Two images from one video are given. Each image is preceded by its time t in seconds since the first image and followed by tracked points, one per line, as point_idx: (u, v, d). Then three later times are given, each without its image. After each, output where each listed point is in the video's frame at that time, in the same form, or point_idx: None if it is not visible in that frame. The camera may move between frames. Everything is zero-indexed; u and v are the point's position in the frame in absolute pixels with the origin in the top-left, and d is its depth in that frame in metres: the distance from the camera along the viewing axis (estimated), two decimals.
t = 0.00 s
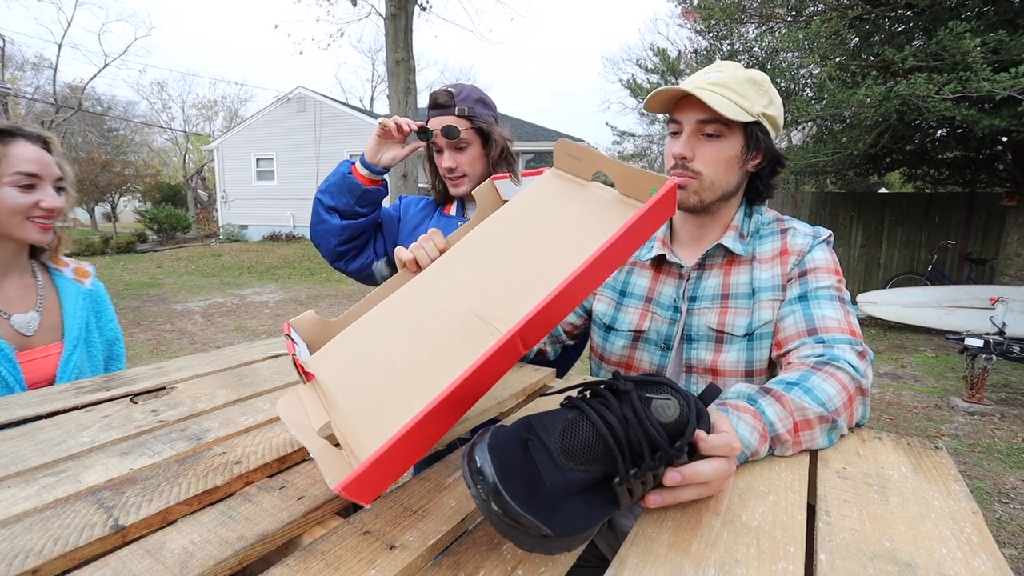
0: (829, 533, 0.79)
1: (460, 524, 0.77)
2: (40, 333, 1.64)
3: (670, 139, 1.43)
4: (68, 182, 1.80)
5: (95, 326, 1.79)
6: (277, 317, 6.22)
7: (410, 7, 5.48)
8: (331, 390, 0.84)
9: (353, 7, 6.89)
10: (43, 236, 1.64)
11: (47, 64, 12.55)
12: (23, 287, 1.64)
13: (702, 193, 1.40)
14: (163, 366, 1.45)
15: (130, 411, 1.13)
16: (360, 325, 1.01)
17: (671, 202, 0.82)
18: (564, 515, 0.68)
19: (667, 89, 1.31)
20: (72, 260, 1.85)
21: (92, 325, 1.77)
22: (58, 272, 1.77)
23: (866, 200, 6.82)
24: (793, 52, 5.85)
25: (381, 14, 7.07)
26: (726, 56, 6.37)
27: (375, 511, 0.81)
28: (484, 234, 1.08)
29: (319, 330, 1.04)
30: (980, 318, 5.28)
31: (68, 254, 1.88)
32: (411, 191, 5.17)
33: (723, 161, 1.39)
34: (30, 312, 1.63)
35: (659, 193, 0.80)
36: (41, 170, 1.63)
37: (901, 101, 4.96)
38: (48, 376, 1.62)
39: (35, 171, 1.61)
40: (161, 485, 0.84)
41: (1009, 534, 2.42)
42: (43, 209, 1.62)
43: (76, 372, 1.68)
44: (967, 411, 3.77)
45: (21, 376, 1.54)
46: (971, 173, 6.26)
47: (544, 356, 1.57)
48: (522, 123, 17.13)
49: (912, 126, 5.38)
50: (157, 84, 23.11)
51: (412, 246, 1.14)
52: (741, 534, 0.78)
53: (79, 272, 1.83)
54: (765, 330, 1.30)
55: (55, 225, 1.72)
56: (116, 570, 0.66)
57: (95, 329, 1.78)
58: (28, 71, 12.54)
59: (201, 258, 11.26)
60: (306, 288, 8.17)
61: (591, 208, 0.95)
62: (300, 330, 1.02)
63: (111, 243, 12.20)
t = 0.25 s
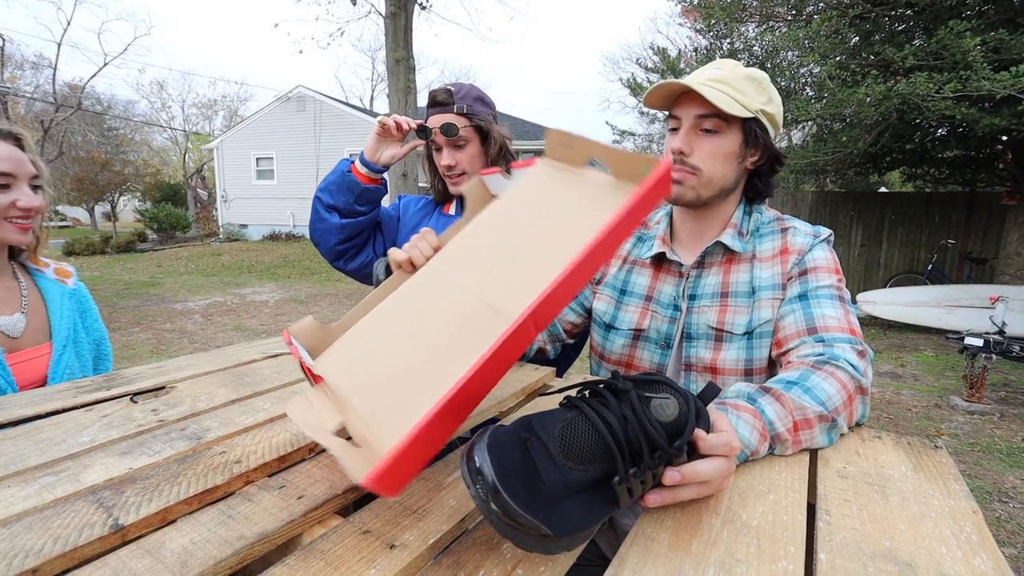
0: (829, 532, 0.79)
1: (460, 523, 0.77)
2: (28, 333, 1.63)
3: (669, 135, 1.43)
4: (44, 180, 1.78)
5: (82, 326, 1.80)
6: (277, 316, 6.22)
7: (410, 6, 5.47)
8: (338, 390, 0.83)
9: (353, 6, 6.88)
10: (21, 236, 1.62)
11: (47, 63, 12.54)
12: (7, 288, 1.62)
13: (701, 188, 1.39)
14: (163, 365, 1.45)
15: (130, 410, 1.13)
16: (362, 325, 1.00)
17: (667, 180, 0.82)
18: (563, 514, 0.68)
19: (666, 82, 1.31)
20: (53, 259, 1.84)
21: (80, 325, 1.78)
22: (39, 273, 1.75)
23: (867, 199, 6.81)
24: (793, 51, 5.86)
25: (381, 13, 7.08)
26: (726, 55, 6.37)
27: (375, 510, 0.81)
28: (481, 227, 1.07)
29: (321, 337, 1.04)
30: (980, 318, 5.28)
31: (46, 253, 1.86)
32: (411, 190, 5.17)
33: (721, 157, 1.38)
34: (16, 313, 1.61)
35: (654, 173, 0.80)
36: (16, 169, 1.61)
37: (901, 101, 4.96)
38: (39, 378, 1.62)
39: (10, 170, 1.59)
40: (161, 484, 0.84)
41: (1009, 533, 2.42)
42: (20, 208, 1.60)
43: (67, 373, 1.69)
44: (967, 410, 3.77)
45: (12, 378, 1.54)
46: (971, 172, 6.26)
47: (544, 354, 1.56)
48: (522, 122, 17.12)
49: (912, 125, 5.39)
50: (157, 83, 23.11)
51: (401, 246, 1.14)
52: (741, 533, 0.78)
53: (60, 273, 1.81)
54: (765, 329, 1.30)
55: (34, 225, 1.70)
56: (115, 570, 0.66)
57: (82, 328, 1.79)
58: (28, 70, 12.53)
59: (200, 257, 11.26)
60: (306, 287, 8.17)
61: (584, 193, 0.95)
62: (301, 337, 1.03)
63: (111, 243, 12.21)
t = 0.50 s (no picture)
0: (829, 532, 0.79)
1: (460, 523, 0.77)
2: (25, 334, 1.63)
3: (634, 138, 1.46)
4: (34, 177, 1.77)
5: (76, 325, 1.80)
6: (277, 316, 6.22)
7: (410, 6, 5.47)
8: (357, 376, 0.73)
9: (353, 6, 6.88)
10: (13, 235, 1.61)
11: (47, 63, 12.54)
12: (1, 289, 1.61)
13: (657, 183, 1.39)
14: (163, 365, 1.44)
15: (129, 410, 1.13)
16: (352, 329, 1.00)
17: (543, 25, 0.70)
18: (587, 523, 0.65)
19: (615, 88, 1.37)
20: (46, 258, 1.83)
21: (74, 325, 1.79)
22: (33, 272, 1.75)
23: (867, 199, 6.80)
24: (793, 51, 5.86)
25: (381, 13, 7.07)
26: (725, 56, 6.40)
27: (375, 511, 0.80)
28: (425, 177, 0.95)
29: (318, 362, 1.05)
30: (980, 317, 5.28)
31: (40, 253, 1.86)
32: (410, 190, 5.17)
33: (675, 153, 1.36)
34: (11, 314, 1.61)
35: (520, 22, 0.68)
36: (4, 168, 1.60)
37: (901, 100, 4.95)
38: (35, 378, 1.62)
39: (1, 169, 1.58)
40: (161, 484, 0.84)
41: (1008, 532, 2.43)
42: (11, 208, 1.60)
43: (63, 373, 1.69)
44: (967, 410, 3.77)
45: (10, 380, 1.54)
46: (971, 172, 6.27)
47: (550, 338, 1.53)
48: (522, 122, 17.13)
49: (912, 125, 5.39)
50: (157, 83, 23.11)
51: (347, 243, 1.11)
52: (741, 533, 0.78)
53: (54, 272, 1.81)
54: (763, 328, 1.30)
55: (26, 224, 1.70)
56: (115, 569, 0.66)
57: (76, 328, 1.80)
58: (27, 70, 12.53)
59: (200, 257, 11.27)
60: (305, 287, 8.17)
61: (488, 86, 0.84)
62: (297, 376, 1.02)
63: (111, 243, 12.21)
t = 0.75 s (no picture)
0: (828, 533, 0.79)
1: (460, 524, 0.78)
2: (24, 335, 1.63)
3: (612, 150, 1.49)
4: (34, 178, 1.77)
5: (76, 327, 1.80)
6: (276, 317, 6.21)
7: (410, 7, 5.47)
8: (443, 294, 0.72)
9: (354, 7, 6.92)
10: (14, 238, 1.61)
11: (46, 63, 12.54)
12: None
13: (634, 191, 1.44)
14: (162, 366, 1.44)
15: (129, 411, 1.13)
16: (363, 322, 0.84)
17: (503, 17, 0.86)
18: (610, 553, 0.68)
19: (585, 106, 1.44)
20: (45, 260, 1.83)
21: (73, 326, 1.79)
22: (33, 274, 1.75)
23: (866, 199, 6.80)
24: (793, 52, 5.86)
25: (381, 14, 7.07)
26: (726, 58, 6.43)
27: (375, 511, 0.80)
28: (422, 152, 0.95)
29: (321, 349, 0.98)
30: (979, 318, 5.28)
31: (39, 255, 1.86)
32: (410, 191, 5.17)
33: (645, 159, 1.39)
34: (10, 316, 1.60)
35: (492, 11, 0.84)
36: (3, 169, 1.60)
37: (900, 101, 4.96)
38: (34, 380, 1.62)
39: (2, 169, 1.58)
40: (160, 485, 0.84)
41: (1008, 533, 2.43)
42: (11, 208, 1.59)
43: (62, 375, 1.69)
44: (966, 411, 3.77)
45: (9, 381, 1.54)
46: (970, 173, 6.28)
47: (552, 347, 1.50)
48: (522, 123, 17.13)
49: (911, 126, 5.40)
50: (156, 83, 23.12)
51: (332, 236, 1.13)
52: (741, 534, 0.78)
53: (53, 274, 1.81)
54: (764, 331, 1.31)
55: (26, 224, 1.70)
56: (115, 570, 0.66)
57: (76, 329, 1.79)
58: (27, 70, 12.52)
59: (200, 257, 11.26)
60: (305, 287, 8.17)
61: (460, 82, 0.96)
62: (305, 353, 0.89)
63: (111, 243, 12.21)
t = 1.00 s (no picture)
0: (827, 533, 0.79)
1: (459, 524, 0.77)
2: (24, 335, 1.63)
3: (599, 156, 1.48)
4: (36, 178, 1.77)
5: (76, 327, 1.80)
6: (276, 316, 6.21)
7: (409, 6, 5.46)
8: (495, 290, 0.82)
9: (353, 6, 6.92)
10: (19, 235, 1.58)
11: (45, 63, 12.53)
12: None
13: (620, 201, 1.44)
14: (161, 366, 1.44)
15: (128, 411, 1.13)
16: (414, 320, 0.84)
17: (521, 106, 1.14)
18: (600, 550, 0.69)
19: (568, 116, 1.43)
20: (46, 261, 1.83)
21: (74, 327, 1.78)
22: (33, 274, 1.75)
23: (866, 199, 6.80)
24: (792, 51, 5.86)
25: (380, 13, 7.07)
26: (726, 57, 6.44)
27: (374, 512, 0.80)
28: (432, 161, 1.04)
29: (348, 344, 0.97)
30: (979, 318, 5.28)
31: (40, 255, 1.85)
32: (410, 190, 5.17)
33: (629, 169, 1.38)
34: (10, 315, 1.60)
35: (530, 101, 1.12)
36: (6, 167, 1.59)
37: (900, 101, 4.96)
38: (35, 380, 1.61)
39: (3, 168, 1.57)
40: (159, 485, 0.83)
41: (1006, 532, 2.43)
42: (14, 207, 1.59)
43: (62, 375, 1.69)
44: (966, 411, 3.77)
45: (10, 381, 1.53)
46: (970, 172, 6.30)
47: (554, 354, 1.50)
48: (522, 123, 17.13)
49: (910, 126, 5.40)
50: (156, 83, 23.10)
51: (328, 251, 1.07)
52: (740, 534, 0.78)
53: (54, 274, 1.81)
54: (764, 333, 1.31)
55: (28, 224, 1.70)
56: (114, 570, 0.66)
57: (76, 329, 1.79)
58: (26, 70, 12.50)
59: (199, 257, 11.26)
60: (304, 287, 8.16)
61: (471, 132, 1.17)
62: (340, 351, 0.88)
63: (110, 243, 12.20)
